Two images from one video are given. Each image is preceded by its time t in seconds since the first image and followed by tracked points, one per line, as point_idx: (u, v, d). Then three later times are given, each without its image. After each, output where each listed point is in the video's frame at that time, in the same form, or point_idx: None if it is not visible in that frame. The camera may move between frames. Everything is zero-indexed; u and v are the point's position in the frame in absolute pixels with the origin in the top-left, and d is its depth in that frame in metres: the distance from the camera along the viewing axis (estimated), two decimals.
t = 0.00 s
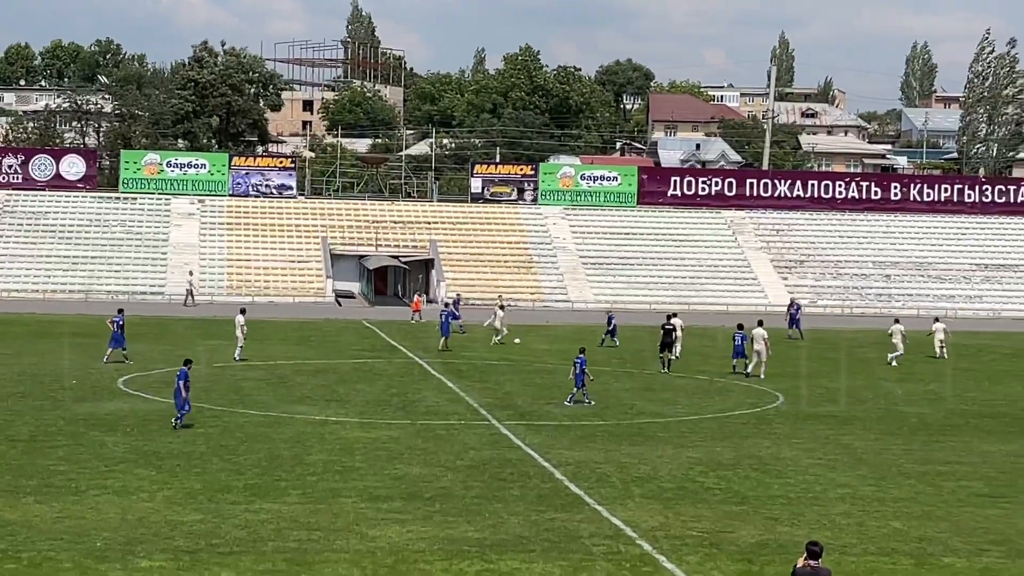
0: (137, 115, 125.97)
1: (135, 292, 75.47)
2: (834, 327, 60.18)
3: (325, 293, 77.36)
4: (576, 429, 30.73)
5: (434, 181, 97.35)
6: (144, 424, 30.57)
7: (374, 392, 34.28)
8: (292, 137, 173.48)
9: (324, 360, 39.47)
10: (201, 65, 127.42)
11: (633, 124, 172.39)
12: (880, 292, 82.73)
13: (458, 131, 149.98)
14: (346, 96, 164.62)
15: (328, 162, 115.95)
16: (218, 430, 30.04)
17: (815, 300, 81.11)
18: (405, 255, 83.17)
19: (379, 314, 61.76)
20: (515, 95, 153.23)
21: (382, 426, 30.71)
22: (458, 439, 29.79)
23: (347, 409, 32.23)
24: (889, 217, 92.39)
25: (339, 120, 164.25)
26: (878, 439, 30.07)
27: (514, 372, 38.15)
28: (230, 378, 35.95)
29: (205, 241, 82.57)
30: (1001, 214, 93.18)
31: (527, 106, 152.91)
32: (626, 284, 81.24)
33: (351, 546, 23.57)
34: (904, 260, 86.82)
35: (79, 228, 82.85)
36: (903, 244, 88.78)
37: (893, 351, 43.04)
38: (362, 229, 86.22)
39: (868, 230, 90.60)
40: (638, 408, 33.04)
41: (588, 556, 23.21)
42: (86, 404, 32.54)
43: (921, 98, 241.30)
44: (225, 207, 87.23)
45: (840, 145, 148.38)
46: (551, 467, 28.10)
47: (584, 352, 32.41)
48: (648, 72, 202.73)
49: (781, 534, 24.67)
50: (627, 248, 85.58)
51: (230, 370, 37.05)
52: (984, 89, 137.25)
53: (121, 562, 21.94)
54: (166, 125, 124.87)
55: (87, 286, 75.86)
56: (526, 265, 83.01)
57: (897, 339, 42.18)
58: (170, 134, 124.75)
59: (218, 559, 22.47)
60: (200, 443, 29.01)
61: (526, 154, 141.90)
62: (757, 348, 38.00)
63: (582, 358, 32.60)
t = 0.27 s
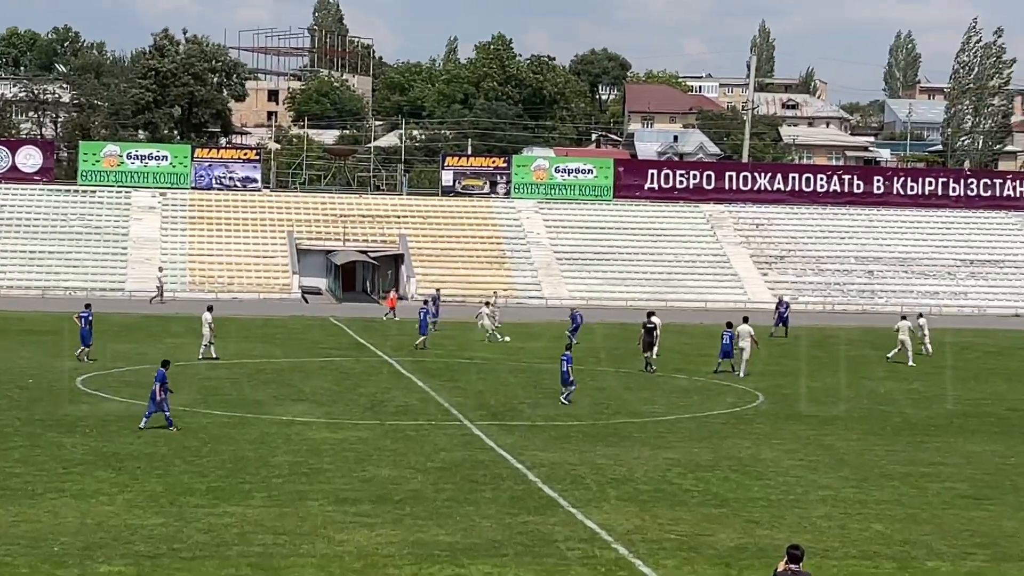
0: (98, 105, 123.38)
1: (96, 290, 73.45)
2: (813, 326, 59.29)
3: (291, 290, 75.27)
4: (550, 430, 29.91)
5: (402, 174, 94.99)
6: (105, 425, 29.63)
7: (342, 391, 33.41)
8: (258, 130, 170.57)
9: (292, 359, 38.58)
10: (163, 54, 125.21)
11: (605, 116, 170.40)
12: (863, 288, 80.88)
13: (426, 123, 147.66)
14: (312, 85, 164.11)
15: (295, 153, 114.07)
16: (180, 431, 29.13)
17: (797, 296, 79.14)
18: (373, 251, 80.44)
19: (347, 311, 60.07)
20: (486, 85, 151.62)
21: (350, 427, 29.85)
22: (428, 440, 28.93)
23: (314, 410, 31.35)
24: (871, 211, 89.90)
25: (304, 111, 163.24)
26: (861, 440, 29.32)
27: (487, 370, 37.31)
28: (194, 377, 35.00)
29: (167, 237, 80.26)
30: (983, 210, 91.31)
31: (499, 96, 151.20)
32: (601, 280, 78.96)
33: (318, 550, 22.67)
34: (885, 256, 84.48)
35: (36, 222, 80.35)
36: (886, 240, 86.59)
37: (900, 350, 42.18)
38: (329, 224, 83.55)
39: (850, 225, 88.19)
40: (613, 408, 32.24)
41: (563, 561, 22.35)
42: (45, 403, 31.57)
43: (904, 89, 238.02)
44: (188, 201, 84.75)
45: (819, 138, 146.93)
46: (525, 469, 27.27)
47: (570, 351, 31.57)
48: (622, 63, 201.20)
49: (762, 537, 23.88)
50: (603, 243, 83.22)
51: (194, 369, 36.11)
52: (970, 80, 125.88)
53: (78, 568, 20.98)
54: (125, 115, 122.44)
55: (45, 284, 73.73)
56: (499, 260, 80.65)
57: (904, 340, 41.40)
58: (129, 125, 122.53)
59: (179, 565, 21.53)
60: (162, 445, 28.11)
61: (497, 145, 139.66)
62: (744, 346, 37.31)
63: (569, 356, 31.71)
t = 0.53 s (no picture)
0: (8, 76, 112.24)
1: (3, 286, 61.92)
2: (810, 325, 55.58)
3: (228, 286, 64.10)
4: (519, 444, 26.87)
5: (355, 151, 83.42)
6: (21, 439, 26.44)
7: (288, 400, 30.29)
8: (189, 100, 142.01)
9: (239, 364, 35.35)
10: (82, 18, 107.72)
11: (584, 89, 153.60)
12: (873, 284, 70.00)
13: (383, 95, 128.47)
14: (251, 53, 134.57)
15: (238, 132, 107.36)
16: (106, 446, 25.98)
17: (798, 293, 68.43)
18: (320, 241, 69.17)
19: (296, 311, 53.03)
20: (450, 54, 134.38)
21: (296, 440, 26.76)
22: (384, 455, 25.87)
23: (256, 421, 28.24)
24: (884, 196, 78.43)
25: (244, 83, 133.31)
26: (865, 453, 26.39)
27: (449, 377, 34.21)
28: (127, 385, 31.76)
29: (87, 224, 68.52)
30: (1011, 193, 79.46)
31: (463, 66, 133.62)
32: (577, 276, 68.17)
33: None
34: (898, 247, 73.69)
35: None
36: (901, 229, 75.37)
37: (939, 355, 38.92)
38: (269, 210, 71.82)
39: (861, 211, 76.82)
40: (588, 419, 29.20)
41: None
42: None
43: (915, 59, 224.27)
44: (112, 184, 72.29)
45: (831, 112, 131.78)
46: (492, 488, 24.24)
47: (560, 355, 28.49)
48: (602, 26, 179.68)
49: (763, 564, 20.87)
50: (581, 233, 72.10)
51: (129, 376, 32.84)
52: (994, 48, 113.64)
53: None
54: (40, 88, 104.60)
55: None
56: (462, 252, 69.56)
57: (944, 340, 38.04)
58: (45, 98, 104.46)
59: None
60: (84, 461, 24.96)
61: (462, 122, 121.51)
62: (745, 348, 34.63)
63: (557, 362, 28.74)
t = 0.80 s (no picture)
0: None
1: None
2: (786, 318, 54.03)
3: (177, 277, 61.14)
4: (484, 443, 25.89)
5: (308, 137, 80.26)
6: None
7: (243, 397, 29.24)
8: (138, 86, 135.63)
9: (193, 359, 34.19)
10: None
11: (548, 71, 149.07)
12: (852, 274, 68.40)
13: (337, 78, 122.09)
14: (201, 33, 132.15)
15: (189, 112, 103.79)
16: (50, 446, 24.86)
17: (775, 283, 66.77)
18: (275, 230, 66.55)
19: (251, 303, 51.63)
20: (410, 34, 125.56)
21: (250, 439, 25.74)
22: (341, 453, 24.89)
23: (208, 418, 27.18)
24: (861, 184, 77.15)
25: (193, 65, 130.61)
26: (843, 451, 25.53)
27: (411, 373, 33.19)
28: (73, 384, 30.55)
29: (27, 211, 65.00)
30: (989, 181, 78.38)
31: (425, 47, 125.10)
32: (545, 264, 66.09)
33: None
34: (877, 236, 72.10)
35: None
36: (878, 218, 73.90)
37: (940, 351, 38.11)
38: (222, 196, 68.74)
39: (836, 199, 75.42)
40: (554, 416, 28.26)
41: None
42: None
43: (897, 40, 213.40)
44: (54, 169, 68.69)
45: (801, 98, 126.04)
46: (455, 487, 23.27)
47: (540, 348, 27.56)
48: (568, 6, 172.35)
49: (735, 566, 19.97)
50: (548, 220, 70.09)
51: (77, 374, 31.59)
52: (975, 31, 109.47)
53: None
54: None
55: None
56: (423, 240, 67.15)
57: (948, 335, 37.41)
58: None
59: None
60: (26, 461, 23.85)
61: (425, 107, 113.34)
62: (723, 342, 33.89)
63: (536, 355, 27.83)
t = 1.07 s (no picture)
0: None
1: None
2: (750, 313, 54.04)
3: (139, 271, 60.61)
4: (447, 437, 25.89)
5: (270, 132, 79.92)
6: None
7: (205, 391, 29.18)
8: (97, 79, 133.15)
9: (156, 355, 34.01)
10: None
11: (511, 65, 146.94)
12: (814, 268, 68.43)
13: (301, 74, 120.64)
14: (164, 27, 131.04)
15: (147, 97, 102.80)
16: (10, 441, 24.70)
17: (737, 276, 66.75)
18: (238, 224, 65.68)
19: (215, 297, 51.82)
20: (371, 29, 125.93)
21: (212, 433, 25.67)
22: (304, 448, 24.85)
23: (170, 413, 27.09)
24: (823, 178, 77.39)
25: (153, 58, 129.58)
26: (806, 445, 25.65)
27: (375, 368, 33.16)
28: (33, 381, 30.36)
29: None
30: (952, 176, 79.08)
31: (386, 42, 125.58)
32: (508, 258, 65.94)
33: None
34: (840, 231, 72.24)
35: None
36: (841, 212, 74.03)
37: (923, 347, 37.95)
38: (183, 190, 68.01)
39: (799, 193, 75.56)
40: (518, 410, 28.30)
41: None
42: None
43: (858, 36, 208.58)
44: (13, 162, 67.81)
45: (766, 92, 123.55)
46: (418, 482, 23.26)
47: (518, 344, 27.75)
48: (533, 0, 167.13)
49: (697, 560, 20.02)
50: (510, 215, 69.95)
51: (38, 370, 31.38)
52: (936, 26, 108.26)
53: None
54: None
55: None
56: (386, 235, 66.82)
57: (932, 327, 37.36)
58: None
59: None
60: None
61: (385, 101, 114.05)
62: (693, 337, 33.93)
63: (513, 351, 27.96)
